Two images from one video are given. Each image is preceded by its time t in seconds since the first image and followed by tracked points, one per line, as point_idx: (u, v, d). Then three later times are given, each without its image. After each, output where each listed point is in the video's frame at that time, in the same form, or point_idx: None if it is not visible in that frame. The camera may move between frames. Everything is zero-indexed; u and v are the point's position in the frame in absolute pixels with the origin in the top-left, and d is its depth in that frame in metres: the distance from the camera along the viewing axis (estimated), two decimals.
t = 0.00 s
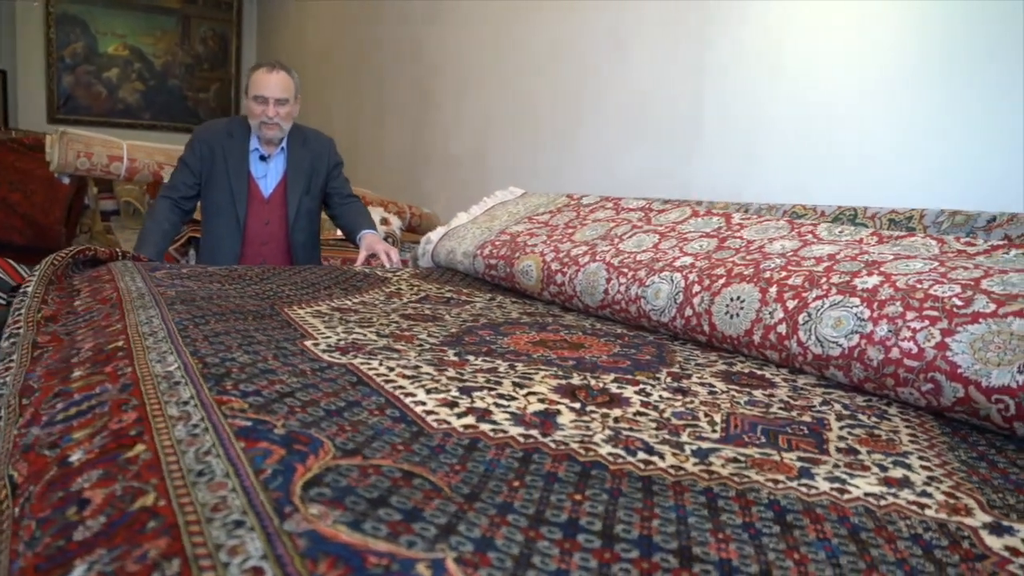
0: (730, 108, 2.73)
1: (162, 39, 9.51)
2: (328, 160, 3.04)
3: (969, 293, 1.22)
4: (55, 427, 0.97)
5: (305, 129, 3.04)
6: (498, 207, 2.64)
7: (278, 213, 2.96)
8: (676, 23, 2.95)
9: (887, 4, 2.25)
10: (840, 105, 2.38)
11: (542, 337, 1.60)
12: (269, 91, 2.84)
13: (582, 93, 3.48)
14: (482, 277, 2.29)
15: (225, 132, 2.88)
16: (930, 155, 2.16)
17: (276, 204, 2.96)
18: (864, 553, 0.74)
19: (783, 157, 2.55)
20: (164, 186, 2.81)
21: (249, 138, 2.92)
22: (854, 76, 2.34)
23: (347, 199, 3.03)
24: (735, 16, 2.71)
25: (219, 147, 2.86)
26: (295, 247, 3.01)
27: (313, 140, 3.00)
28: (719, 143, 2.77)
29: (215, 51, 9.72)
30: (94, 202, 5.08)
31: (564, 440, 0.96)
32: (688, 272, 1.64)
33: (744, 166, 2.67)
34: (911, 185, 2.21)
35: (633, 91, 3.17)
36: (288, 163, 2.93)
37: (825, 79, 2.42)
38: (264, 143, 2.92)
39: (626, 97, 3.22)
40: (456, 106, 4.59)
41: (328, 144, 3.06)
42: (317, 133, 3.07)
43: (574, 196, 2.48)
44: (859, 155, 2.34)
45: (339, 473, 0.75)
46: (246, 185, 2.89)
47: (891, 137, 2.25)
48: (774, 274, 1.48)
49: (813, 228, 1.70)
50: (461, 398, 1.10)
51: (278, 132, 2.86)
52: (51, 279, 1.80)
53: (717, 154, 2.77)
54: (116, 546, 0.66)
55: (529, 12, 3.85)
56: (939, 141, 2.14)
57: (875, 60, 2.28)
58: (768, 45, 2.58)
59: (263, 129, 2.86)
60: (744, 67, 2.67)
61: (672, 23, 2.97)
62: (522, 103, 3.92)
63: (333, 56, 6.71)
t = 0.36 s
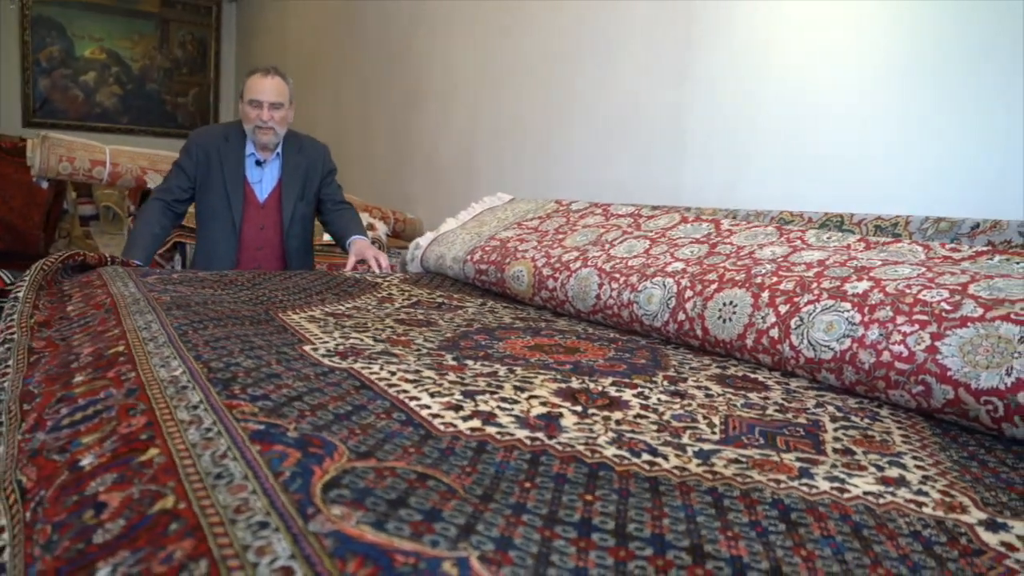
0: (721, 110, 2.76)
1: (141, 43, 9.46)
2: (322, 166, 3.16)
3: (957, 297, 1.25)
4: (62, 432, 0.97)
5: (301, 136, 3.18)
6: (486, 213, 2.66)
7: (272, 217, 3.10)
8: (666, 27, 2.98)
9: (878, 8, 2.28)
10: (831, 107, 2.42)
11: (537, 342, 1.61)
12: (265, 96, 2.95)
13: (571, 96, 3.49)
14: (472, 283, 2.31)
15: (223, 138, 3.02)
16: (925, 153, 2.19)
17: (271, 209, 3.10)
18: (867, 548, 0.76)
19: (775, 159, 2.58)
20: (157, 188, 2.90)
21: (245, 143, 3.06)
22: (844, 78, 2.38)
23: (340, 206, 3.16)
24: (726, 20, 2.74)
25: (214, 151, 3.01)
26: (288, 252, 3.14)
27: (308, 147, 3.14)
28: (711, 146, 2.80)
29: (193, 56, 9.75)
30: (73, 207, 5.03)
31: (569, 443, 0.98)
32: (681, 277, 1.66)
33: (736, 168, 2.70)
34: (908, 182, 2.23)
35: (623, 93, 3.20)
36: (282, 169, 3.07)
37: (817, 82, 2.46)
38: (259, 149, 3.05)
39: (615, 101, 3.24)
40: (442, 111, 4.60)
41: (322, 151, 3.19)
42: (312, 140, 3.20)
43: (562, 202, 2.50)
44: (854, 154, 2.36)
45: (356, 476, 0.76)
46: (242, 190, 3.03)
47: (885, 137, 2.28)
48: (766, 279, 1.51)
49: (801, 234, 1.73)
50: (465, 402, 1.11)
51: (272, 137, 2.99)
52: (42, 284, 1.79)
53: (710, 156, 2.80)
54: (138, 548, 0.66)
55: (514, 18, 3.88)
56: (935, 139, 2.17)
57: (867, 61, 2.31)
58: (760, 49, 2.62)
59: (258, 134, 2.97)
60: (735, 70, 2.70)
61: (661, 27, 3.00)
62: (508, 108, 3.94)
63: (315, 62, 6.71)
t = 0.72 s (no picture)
0: (719, 109, 2.79)
1: (138, 40, 9.48)
2: (328, 166, 3.22)
3: (948, 298, 1.28)
4: (76, 420, 0.99)
5: (307, 137, 3.23)
6: (485, 212, 2.69)
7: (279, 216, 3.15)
8: (665, 27, 3.01)
9: (875, 10, 2.32)
10: (827, 108, 2.45)
11: (537, 339, 1.64)
12: (273, 95, 3.00)
13: (570, 96, 3.52)
14: (472, 281, 2.33)
15: (231, 137, 3.06)
16: (920, 151, 2.22)
17: (277, 208, 3.15)
18: (859, 537, 0.79)
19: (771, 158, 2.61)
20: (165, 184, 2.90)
21: (253, 142, 3.10)
22: (842, 80, 2.41)
23: (347, 206, 3.21)
24: (724, 20, 2.78)
25: (224, 150, 3.04)
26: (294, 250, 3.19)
27: (315, 147, 3.19)
28: (710, 145, 2.83)
29: (192, 54, 9.75)
30: (70, 204, 5.02)
31: (571, 435, 1.01)
32: (678, 277, 1.69)
33: (733, 168, 2.74)
34: (904, 181, 2.26)
35: (622, 94, 3.23)
36: (291, 168, 3.12)
37: (814, 84, 2.49)
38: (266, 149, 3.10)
39: (614, 102, 3.27)
40: (441, 111, 4.62)
41: (329, 151, 3.24)
42: (319, 140, 3.25)
43: (561, 202, 2.53)
44: (851, 153, 2.39)
45: (367, 462, 0.79)
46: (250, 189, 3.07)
47: (881, 138, 2.31)
48: (762, 280, 1.54)
49: (797, 236, 1.76)
50: (468, 395, 1.14)
51: (281, 137, 3.04)
52: (48, 279, 1.81)
53: (709, 156, 2.83)
54: (160, 528, 0.68)
55: (513, 21, 3.91)
56: (931, 138, 2.20)
57: (865, 61, 2.34)
58: (758, 49, 2.65)
59: (266, 133, 3.01)
60: (734, 70, 2.74)
61: (661, 27, 3.04)
62: (507, 109, 3.96)
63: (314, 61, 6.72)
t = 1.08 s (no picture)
0: (723, 114, 2.83)
1: (149, 45, 9.59)
2: (340, 173, 3.27)
3: (943, 306, 1.32)
4: (98, 415, 1.03)
5: (321, 144, 3.29)
6: (491, 219, 2.73)
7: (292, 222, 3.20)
8: (669, 34, 3.06)
9: (876, 17, 2.36)
10: (829, 114, 2.49)
11: (541, 343, 1.68)
12: (288, 102, 3.08)
13: (576, 103, 3.55)
14: (478, 286, 2.37)
15: (246, 143, 3.12)
16: (921, 154, 2.25)
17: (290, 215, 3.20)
18: (848, 533, 0.82)
19: (774, 161, 2.65)
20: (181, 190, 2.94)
21: (268, 148, 3.16)
22: (844, 86, 2.44)
23: (358, 213, 3.26)
24: (727, 27, 2.82)
25: (240, 157, 3.09)
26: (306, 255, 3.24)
27: (329, 154, 3.25)
28: (713, 151, 2.86)
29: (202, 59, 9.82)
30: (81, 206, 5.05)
31: (574, 434, 1.04)
32: (679, 283, 1.73)
33: (735, 172, 2.77)
34: (907, 182, 2.29)
35: (627, 100, 3.27)
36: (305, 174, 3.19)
37: (817, 90, 2.53)
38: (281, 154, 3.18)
39: (619, 108, 3.31)
40: (447, 118, 4.65)
41: (341, 158, 3.30)
42: (333, 148, 3.31)
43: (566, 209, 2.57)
44: (854, 156, 2.42)
45: (378, 456, 0.82)
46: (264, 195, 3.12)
47: (882, 145, 2.34)
48: (762, 287, 1.58)
49: (798, 245, 1.80)
50: (474, 395, 1.17)
51: (295, 142, 3.11)
52: (65, 280, 1.85)
53: (712, 161, 2.86)
54: (183, 515, 0.72)
55: (520, 28, 3.95)
56: (932, 139, 2.23)
57: (867, 68, 2.38)
58: (762, 55, 2.69)
59: (281, 138, 3.09)
60: (737, 77, 2.78)
61: (665, 34, 3.08)
62: (513, 116, 4.00)
63: (322, 68, 6.79)
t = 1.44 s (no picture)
0: (727, 120, 2.88)
1: (160, 52, 9.71)
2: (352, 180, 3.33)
3: (932, 309, 1.37)
4: (124, 409, 1.09)
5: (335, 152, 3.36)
6: (498, 224, 2.79)
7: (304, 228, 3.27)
8: (674, 42, 3.11)
9: (877, 26, 2.41)
10: (832, 121, 2.53)
11: (546, 345, 1.73)
12: (305, 110, 3.14)
13: (583, 109, 3.60)
14: (485, 290, 2.43)
15: (262, 149, 3.19)
16: (923, 159, 2.30)
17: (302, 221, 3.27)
18: (832, 519, 0.87)
19: (778, 164, 2.70)
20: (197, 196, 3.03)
21: (283, 154, 3.23)
22: (846, 93, 2.49)
23: (370, 219, 3.32)
24: (732, 34, 2.88)
25: (255, 163, 3.17)
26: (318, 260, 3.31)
27: (342, 161, 3.31)
28: (717, 157, 2.91)
29: (212, 66, 9.87)
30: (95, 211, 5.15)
31: (576, 429, 1.10)
32: (680, 287, 1.78)
33: (739, 178, 2.82)
34: (909, 184, 2.33)
35: (633, 107, 3.32)
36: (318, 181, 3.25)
37: (818, 97, 2.58)
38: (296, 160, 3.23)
39: (625, 115, 3.36)
40: (456, 124, 4.71)
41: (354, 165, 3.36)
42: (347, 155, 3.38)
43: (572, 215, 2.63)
44: (857, 159, 2.47)
45: (391, 446, 0.88)
46: (277, 201, 3.19)
47: (883, 151, 2.39)
48: (760, 291, 1.63)
49: (796, 250, 1.85)
50: (480, 392, 1.23)
51: (311, 150, 3.17)
52: (85, 283, 1.92)
53: (715, 166, 2.92)
54: (211, 498, 0.78)
55: (528, 36, 4.00)
56: (934, 142, 2.28)
57: (870, 75, 2.43)
58: (767, 61, 2.74)
59: (298, 146, 3.15)
60: (741, 84, 2.83)
61: (671, 40, 3.14)
62: (521, 122, 4.05)
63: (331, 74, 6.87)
